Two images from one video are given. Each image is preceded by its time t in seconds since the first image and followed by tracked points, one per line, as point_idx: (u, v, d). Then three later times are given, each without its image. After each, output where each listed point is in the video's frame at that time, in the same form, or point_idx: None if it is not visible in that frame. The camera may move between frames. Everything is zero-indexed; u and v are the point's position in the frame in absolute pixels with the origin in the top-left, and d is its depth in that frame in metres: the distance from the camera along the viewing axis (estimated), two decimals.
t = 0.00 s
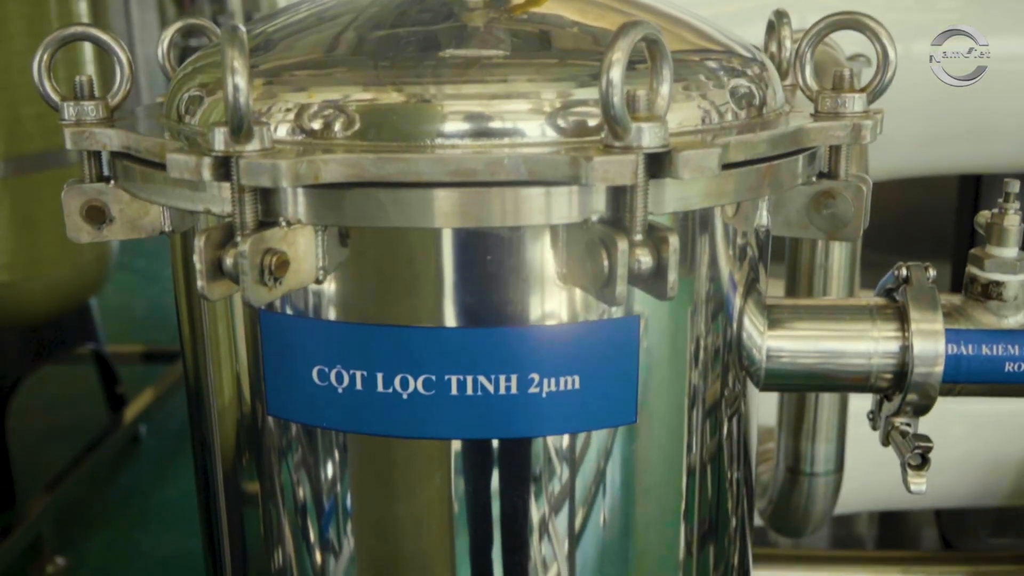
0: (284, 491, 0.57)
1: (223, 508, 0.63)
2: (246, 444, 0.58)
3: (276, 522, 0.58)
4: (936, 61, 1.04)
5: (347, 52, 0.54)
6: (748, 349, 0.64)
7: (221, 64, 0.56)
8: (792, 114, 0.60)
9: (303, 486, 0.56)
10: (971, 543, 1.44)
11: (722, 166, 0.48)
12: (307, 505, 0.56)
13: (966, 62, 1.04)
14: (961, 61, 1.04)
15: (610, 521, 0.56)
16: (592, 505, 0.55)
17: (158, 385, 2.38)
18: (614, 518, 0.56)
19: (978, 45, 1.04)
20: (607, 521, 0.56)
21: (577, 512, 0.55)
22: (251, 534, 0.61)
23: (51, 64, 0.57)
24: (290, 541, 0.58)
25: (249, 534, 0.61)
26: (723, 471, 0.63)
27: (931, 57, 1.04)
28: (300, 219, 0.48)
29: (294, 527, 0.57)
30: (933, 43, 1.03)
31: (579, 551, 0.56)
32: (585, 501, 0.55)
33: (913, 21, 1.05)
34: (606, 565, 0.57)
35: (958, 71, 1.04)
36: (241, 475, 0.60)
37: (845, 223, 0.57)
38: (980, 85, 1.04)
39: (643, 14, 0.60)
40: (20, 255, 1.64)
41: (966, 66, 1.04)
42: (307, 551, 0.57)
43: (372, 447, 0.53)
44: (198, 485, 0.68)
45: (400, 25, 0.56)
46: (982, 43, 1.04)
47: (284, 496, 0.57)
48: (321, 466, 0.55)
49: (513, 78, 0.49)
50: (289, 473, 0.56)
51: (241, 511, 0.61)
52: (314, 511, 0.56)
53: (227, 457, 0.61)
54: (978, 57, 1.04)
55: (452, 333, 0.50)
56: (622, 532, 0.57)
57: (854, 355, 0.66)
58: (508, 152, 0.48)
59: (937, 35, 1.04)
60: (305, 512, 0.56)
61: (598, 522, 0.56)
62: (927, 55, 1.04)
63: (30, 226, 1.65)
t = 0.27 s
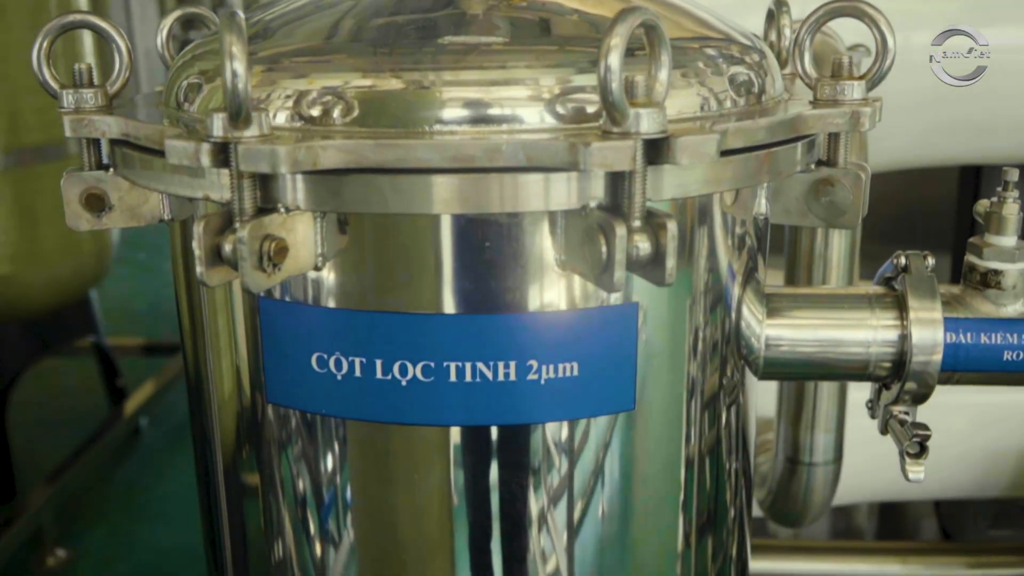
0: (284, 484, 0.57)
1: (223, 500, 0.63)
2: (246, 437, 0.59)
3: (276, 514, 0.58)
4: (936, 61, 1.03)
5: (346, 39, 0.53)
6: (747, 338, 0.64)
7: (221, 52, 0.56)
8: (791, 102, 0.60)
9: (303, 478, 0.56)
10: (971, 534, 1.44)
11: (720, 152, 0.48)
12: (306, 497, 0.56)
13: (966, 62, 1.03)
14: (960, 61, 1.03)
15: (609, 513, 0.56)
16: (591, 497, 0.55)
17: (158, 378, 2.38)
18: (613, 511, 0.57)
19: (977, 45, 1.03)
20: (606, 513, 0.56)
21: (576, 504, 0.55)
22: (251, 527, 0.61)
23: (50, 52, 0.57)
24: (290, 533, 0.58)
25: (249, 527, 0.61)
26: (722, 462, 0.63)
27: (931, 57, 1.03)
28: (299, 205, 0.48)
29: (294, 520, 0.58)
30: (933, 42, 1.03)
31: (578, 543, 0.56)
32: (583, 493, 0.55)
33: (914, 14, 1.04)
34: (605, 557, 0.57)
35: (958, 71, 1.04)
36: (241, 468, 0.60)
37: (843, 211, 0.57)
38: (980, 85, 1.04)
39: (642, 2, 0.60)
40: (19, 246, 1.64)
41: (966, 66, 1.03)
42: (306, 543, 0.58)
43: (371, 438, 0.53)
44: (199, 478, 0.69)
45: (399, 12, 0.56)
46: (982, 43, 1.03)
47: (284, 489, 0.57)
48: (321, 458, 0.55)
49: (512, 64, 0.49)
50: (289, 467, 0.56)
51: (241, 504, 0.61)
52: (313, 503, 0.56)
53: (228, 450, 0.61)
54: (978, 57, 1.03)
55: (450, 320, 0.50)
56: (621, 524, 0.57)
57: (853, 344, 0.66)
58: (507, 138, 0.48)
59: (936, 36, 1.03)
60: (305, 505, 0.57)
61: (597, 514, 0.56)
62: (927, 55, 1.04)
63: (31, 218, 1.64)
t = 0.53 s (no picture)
0: (284, 476, 0.57)
1: (223, 494, 0.63)
2: (246, 430, 0.59)
3: (276, 507, 0.59)
4: (936, 61, 1.03)
5: (345, 26, 0.54)
6: (745, 326, 0.64)
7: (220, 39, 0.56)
8: (789, 89, 0.60)
9: (303, 471, 0.56)
10: (970, 525, 1.45)
11: (719, 138, 0.49)
12: (307, 490, 0.57)
13: (966, 62, 1.03)
14: (960, 61, 1.03)
15: (608, 506, 0.57)
16: (590, 489, 0.56)
17: (158, 370, 2.38)
18: (613, 502, 0.57)
19: (977, 45, 1.03)
20: (605, 505, 0.57)
21: (574, 496, 0.55)
22: (251, 519, 0.61)
23: (50, 39, 0.57)
24: (290, 525, 0.58)
25: (250, 520, 0.61)
26: (720, 454, 0.63)
27: (931, 57, 1.03)
28: (298, 191, 0.48)
29: (294, 512, 0.58)
30: (933, 43, 1.03)
31: (577, 535, 0.56)
32: (582, 485, 0.55)
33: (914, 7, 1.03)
34: (603, 549, 0.57)
35: (958, 71, 1.04)
36: (241, 460, 0.60)
37: (842, 197, 0.57)
38: (980, 85, 1.04)
39: None
40: (20, 237, 1.64)
41: (966, 66, 1.03)
42: (307, 535, 0.58)
43: (371, 430, 0.54)
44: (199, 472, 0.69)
45: None
46: (982, 43, 1.03)
47: (284, 482, 0.57)
48: (321, 450, 0.55)
49: (510, 51, 0.49)
50: (289, 459, 0.57)
51: (241, 496, 0.61)
52: (314, 496, 0.57)
53: (228, 443, 0.61)
54: (978, 57, 1.03)
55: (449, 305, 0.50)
56: (620, 516, 0.58)
57: (851, 333, 0.66)
58: (506, 123, 0.48)
59: (937, 36, 1.02)
60: (305, 497, 0.57)
61: (596, 506, 0.56)
62: (927, 55, 1.03)
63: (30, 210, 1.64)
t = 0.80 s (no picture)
0: (283, 469, 0.58)
1: (222, 486, 0.63)
2: (245, 423, 0.59)
3: (275, 499, 0.59)
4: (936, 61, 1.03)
5: (342, 15, 0.54)
6: (742, 315, 0.64)
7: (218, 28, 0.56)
8: (786, 78, 0.60)
9: (301, 464, 0.57)
10: (967, 515, 1.45)
11: (715, 126, 0.49)
12: (305, 483, 0.57)
13: (966, 62, 1.03)
14: (960, 61, 1.03)
15: (604, 498, 0.57)
16: (586, 481, 0.56)
17: (158, 363, 2.38)
18: (609, 494, 0.57)
19: (977, 45, 1.03)
20: (601, 498, 0.57)
21: (571, 489, 0.55)
22: (250, 512, 0.62)
23: (48, 28, 0.57)
24: (289, 518, 0.59)
25: (248, 512, 0.62)
26: (716, 446, 0.64)
27: (931, 58, 1.03)
28: (295, 178, 0.48)
29: (293, 504, 0.58)
30: (933, 43, 1.03)
31: (574, 527, 0.56)
32: (579, 477, 0.55)
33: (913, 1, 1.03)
34: (601, 542, 0.58)
35: (958, 71, 1.04)
36: (240, 453, 0.60)
37: (838, 186, 0.57)
38: (981, 85, 1.04)
39: None
40: (19, 229, 1.64)
41: (966, 66, 1.03)
42: (305, 528, 0.58)
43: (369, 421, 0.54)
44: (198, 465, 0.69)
45: None
46: (982, 43, 1.03)
47: (283, 474, 0.58)
48: (320, 443, 0.55)
49: (507, 38, 0.49)
50: (288, 452, 0.57)
51: (240, 488, 0.62)
52: (312, 488, 0.57)
53: (227, 436, 0.61)
54: (978, 57, 1.03)
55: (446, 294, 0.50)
56: (617, 509, 0.58)
57: (848, 322, 0.66)
58: (502, 110, 0.48)
59: (937, 36, 1.02)
60: (304, 490, 0.57)
61: (593, 498, 0.56)
62: (927, 55, 1.03)
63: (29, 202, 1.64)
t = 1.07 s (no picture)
0: (285, 462, 0.58)
1: (225, 478, 0.64)
2: (248, 416, 0.59)
3: (277, 492, 0.59)
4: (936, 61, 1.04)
5: (343, 5, 0.54)
6: (742, 305, 0.64)
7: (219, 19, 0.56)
8: (786, 68, 0.60)
9: (303, 456, 0.57)
10: (967, 507, 1.46)
11: (714, 117, 0.49)
12: (308, 475, 0.57)
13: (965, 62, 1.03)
14: (960, 62, 1.04)
15: (604, 490, 0.57)
16: (587, 474, 0.56)
17: (159, 357, 2.38)
18: (609, 487, 0.57)
19: (977, 45, 1.03)
20: (601, 490, 0.57)
21: (572, 481, 0.56)
22: (253, 505, 0.62)
23: (50, 19, 0.57)
24: (291, 510, 0.59)
25: (251, 505, 0.62)
26: (716, 438, 0.64)
27: (931, 57, 1.04)
28: (296, 169, 0.48)
29: (295, 497, 0.58)
30: (933, 43, 1.03)
31: (574, 519, 0.57)
32: (579, 470, 0.56)
33: None
34: (601, 534, 0.58)
35: (958, 71, 1.04)
36: (243, 445, 0.61)
37: (837, 176, 0.57)
38: (980, 85, 1.05)
39: None
40: (20, 222, 1.64)
41: (966, 66, 1.04)
42: (307, 521, 0.58)
43: (370, 413, 0.54)
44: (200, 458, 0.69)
45: None
46: (982, 43, 1.03)
47: (285, 467, 0.58)
48: (322, 435, 0.56)
49: (507, 29, 0.49)
50: (290, 444, 0.57)
51: (242, 481, 0.62)
52: (315, 481, 0.57)
53: (230, 428, 0.61)
54: (977, 57, 1.03)
55: (447, 284, 0.50)
56: (617, 501, 0.58)
57: (848, 313, 0.66)
58: (501, 100, 0.48)
59: (937, 36, 1.03)
60: (306, 482, 0.58)
61: (593, 491, 0.57)
62: (927, 56, 1.04)
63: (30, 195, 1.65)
